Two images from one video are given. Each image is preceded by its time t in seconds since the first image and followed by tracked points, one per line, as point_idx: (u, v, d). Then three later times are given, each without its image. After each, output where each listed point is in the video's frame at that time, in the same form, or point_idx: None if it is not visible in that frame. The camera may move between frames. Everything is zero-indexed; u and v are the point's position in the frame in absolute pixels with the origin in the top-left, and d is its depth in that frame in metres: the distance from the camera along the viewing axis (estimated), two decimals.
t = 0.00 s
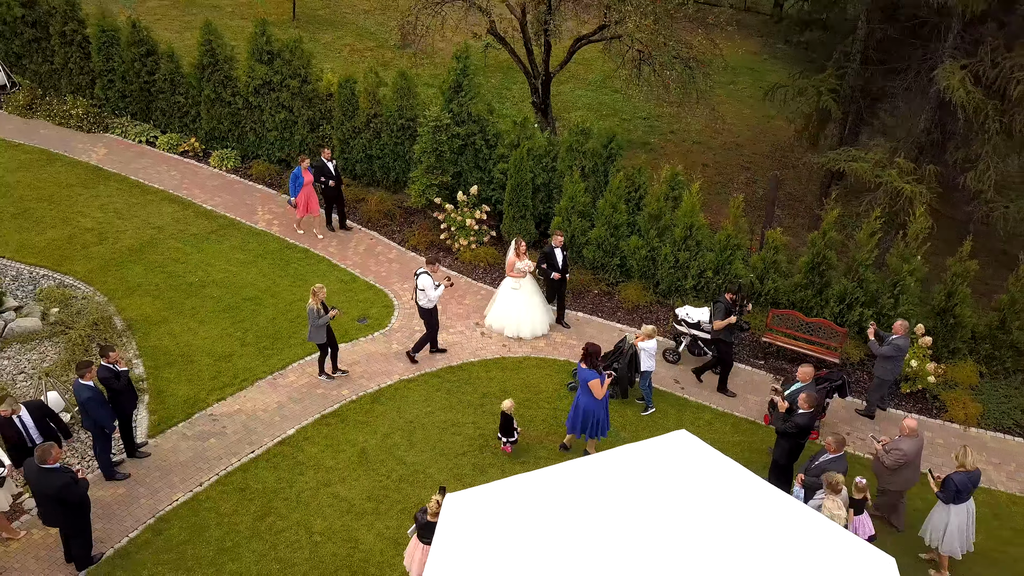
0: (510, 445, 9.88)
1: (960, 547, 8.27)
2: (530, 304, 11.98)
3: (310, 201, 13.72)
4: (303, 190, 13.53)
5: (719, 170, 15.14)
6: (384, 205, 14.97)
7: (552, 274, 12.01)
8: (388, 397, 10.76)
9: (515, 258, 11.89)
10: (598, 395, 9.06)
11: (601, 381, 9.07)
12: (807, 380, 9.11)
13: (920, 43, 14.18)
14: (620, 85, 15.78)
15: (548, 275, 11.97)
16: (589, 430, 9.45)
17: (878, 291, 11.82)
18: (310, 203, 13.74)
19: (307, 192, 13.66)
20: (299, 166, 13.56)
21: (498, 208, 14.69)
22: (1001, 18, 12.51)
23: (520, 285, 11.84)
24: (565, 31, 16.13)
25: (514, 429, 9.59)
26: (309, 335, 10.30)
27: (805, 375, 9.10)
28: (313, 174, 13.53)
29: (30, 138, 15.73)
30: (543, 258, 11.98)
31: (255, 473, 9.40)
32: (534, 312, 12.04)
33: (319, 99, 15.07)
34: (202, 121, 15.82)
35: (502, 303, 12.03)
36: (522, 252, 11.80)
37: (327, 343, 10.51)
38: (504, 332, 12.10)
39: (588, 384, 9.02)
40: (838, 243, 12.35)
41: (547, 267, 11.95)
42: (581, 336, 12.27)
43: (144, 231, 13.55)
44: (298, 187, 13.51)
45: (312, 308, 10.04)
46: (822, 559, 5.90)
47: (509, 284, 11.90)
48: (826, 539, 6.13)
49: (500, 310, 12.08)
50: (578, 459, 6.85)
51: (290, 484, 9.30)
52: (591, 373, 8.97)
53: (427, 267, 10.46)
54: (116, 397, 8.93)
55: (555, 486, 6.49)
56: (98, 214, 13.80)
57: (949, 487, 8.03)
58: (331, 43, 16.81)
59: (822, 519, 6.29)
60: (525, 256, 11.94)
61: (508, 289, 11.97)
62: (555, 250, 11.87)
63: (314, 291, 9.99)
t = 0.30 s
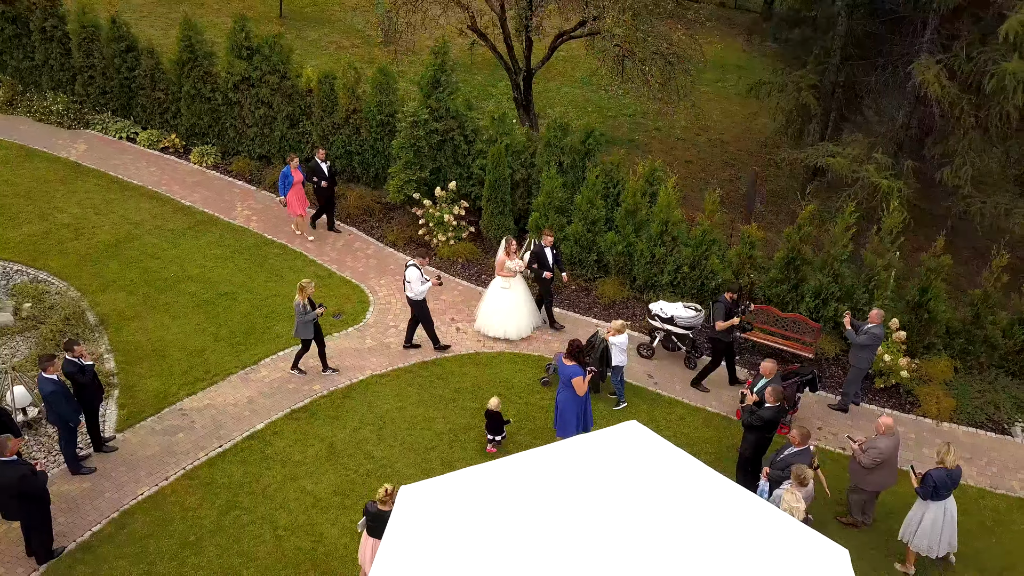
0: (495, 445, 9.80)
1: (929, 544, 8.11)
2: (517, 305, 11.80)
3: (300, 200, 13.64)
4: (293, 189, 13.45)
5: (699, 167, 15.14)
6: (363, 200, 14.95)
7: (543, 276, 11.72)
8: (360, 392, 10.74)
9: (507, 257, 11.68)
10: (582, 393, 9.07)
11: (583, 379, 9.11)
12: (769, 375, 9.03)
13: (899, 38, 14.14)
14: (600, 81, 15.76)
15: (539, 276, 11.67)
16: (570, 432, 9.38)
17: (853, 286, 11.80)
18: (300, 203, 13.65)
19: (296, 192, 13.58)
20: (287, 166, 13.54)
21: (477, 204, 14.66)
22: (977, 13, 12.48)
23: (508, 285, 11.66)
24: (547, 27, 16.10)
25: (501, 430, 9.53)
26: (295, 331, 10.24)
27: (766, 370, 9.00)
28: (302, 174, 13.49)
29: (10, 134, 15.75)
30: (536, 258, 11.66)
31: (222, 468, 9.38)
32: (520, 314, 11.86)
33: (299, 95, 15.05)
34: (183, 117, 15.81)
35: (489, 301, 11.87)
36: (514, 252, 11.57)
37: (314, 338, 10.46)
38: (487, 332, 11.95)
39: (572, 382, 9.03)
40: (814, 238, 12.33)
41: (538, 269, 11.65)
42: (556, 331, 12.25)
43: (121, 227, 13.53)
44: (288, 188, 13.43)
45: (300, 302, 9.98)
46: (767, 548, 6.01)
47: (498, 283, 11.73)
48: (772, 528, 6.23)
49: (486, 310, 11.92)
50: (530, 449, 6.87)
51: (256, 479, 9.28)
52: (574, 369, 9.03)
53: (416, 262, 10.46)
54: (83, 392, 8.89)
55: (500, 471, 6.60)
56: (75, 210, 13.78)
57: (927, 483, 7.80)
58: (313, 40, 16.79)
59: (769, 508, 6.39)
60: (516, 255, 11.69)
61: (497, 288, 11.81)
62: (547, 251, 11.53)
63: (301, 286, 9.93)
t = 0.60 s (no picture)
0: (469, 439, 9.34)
1: (907, 527, 8.31)
2: (509, 307, 11.62)
3: (288, 203, 13.52)
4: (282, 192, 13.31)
5: (676, 164, 15.11)
6: (340, 197, 14.92)
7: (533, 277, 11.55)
8: (327, 387, 10.70)
9: (497, 258, 11.41)
10: (560, 381, 9.03)
11: (562, 366, 9.06)
12: (729, 364, 8.99)
13: (875, 34, 14.11)
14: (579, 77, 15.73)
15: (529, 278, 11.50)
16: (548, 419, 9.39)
17: (824, 282, 11.77)
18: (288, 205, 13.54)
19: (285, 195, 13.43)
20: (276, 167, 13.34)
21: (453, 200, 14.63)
22: (950, 8, 12.46)
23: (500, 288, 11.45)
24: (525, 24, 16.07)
25: (483, 423, 9.45)
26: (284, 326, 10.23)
27: (727, 359, 8.94)
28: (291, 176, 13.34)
29: None
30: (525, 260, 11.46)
31: (184, 463, 9.34)
32: (512, 316, 11.72)
33: (275, 91, 15.02)
34: (160, 113, 15.78)
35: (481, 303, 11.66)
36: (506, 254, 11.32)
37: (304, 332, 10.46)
38: (480, 334, 11.80)
39: (550, 370, 8.98)
40: (786, 234, 12.31)
41: (529, 271, 11.47)
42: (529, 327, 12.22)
43: (95, 223, 13.50)
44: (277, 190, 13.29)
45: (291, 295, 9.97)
46: (708, 539, 6.01)
47: (490, 285, 11.50)
48: (714, 519, 6.25)
49: (478, 311, 11.74)
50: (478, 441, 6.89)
51: (218, 474, 9.24)
52: (552, 358, 8.97)
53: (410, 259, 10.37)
54: (44, 389, 8.87)
55: (448, 465, 6.58)
56: (49, 206, 13.76)
57: (912, 471, 7.97)
58: (293, 37, 16.77)
59: (713, 499, 6.40)
60: (507, 255, 11.45)
61: (488, 289, 11.58)
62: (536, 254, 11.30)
63: (292, 281, 9.90)
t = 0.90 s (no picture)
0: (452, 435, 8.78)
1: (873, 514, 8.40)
2: (499, 308, 11.43)
3: (275, 204, 13.46)
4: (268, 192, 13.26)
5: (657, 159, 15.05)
6: (318, 192, 14.85)
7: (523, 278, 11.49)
8: (297, 382, 10.65)
9: (486, 259, 11.50)
10: (536, 375, 9.06)
11: (539, 361, 9.08)
12: (695, 356, 8.93)
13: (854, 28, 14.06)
14: (559, 72, 15.67)
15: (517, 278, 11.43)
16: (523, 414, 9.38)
17: (799, 276, 11.72)
18: (275, 206, 13.48)
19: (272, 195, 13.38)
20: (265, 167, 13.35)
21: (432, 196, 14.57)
22: (926, 2, 12.43)
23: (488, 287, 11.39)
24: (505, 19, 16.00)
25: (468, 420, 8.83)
26: (284, 322, 10.28)
27: (693, 350, 8.89)
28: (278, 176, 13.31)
29: None
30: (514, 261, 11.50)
31: (148, 457, 9.29)
32: (503, 318, 11.47)
33: (254, 86, 14.96)
34: (139, 108, 15.73)
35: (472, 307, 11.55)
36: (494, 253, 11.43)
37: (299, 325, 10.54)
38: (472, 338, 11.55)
39: (527, 364, 9.01)
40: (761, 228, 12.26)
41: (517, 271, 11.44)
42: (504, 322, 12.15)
43: (70, 218, 13.46)
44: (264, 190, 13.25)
45: (285, 287, 10.04)
46: (655, 527, 5.98)
47: (479, 286, 11.47)
48: (649, 505, 6.20)
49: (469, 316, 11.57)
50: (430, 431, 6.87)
51: (183, 468, 9.19)
52: (529, 352, 8.99)
53: (399, 246, 10.51)
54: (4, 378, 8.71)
55: (400, 456, 6.53)
56: (24, 201, 13.72)
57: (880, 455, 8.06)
58: (273, 32, 16.72)
59: (663, 489, 6.38)
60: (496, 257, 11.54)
61: (478, 292, 11.54)
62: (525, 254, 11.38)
63: (286, 273, 10.01)
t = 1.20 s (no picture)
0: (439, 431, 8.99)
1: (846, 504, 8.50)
2: (490, 311, 11.29)
3: (265, 208, 13.40)
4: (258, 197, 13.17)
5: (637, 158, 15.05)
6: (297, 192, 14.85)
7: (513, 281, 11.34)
8: (269, 380, 10.66)
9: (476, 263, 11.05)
10: (515, 379, 9.02)
11: (517, 365, 9.02)
12: (662, 359, 8.93)
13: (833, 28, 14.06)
14: (540, 71, 15.67)
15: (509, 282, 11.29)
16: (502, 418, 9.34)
17: (774, 275, 11.73)
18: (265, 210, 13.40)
19: (261, 200, 13.31)
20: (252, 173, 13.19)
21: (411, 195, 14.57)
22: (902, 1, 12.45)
23: (481, 292, 11.14)
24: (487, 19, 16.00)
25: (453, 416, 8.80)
26: (277, 319, 10.28)
27: (659, 353, 8.92)
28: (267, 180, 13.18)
29: None
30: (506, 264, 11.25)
31: (117, 455, 9.29)
32: (494, 320, 11.37)
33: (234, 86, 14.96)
34: (120, 108, 15.74)
35: (461, 309, 11.29)
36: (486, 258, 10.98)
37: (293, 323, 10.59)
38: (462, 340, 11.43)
39: (505, 368, 8.95)
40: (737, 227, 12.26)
41: (509, 275, 11.27)
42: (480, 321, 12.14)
43: (48, 217, 13.46)
44: (253, 195, 13.15)
45: (280, 284, 10.13)
46: (605, 524, 5.99)
47: (470, 290, 11.17)
48: (603, 503, 6.21)
49: (458, 318, 11.35)
50: (385, 428, 6.87)
51: (151, 466, 9.19)
52: (507, 357, 8.93)
53: (394, 240, 10.57)
54: None
55: (356, 453, 6.52)
56: (2, 200, 13.71)
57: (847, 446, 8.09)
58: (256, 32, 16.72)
59: (616, 486, 6.38)
60: (485, 260, 11.11)
61: (467, 295, 11.24)
62: (519, 258, 11.15)
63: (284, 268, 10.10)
